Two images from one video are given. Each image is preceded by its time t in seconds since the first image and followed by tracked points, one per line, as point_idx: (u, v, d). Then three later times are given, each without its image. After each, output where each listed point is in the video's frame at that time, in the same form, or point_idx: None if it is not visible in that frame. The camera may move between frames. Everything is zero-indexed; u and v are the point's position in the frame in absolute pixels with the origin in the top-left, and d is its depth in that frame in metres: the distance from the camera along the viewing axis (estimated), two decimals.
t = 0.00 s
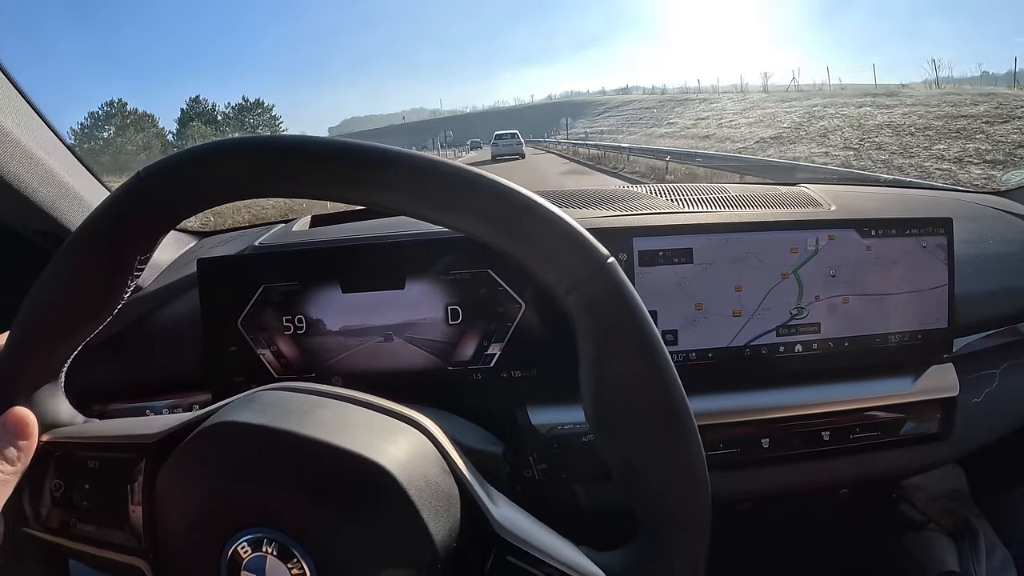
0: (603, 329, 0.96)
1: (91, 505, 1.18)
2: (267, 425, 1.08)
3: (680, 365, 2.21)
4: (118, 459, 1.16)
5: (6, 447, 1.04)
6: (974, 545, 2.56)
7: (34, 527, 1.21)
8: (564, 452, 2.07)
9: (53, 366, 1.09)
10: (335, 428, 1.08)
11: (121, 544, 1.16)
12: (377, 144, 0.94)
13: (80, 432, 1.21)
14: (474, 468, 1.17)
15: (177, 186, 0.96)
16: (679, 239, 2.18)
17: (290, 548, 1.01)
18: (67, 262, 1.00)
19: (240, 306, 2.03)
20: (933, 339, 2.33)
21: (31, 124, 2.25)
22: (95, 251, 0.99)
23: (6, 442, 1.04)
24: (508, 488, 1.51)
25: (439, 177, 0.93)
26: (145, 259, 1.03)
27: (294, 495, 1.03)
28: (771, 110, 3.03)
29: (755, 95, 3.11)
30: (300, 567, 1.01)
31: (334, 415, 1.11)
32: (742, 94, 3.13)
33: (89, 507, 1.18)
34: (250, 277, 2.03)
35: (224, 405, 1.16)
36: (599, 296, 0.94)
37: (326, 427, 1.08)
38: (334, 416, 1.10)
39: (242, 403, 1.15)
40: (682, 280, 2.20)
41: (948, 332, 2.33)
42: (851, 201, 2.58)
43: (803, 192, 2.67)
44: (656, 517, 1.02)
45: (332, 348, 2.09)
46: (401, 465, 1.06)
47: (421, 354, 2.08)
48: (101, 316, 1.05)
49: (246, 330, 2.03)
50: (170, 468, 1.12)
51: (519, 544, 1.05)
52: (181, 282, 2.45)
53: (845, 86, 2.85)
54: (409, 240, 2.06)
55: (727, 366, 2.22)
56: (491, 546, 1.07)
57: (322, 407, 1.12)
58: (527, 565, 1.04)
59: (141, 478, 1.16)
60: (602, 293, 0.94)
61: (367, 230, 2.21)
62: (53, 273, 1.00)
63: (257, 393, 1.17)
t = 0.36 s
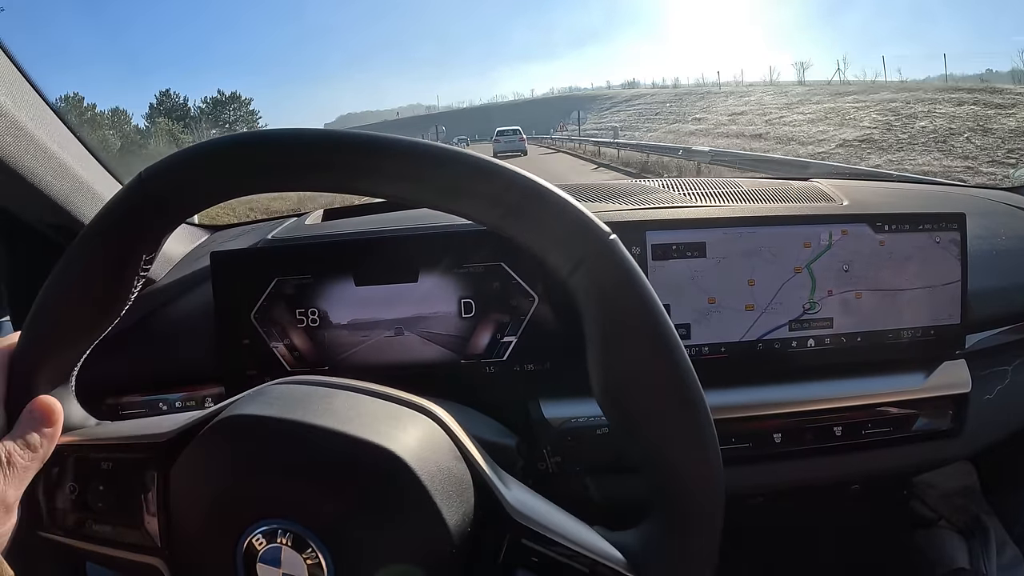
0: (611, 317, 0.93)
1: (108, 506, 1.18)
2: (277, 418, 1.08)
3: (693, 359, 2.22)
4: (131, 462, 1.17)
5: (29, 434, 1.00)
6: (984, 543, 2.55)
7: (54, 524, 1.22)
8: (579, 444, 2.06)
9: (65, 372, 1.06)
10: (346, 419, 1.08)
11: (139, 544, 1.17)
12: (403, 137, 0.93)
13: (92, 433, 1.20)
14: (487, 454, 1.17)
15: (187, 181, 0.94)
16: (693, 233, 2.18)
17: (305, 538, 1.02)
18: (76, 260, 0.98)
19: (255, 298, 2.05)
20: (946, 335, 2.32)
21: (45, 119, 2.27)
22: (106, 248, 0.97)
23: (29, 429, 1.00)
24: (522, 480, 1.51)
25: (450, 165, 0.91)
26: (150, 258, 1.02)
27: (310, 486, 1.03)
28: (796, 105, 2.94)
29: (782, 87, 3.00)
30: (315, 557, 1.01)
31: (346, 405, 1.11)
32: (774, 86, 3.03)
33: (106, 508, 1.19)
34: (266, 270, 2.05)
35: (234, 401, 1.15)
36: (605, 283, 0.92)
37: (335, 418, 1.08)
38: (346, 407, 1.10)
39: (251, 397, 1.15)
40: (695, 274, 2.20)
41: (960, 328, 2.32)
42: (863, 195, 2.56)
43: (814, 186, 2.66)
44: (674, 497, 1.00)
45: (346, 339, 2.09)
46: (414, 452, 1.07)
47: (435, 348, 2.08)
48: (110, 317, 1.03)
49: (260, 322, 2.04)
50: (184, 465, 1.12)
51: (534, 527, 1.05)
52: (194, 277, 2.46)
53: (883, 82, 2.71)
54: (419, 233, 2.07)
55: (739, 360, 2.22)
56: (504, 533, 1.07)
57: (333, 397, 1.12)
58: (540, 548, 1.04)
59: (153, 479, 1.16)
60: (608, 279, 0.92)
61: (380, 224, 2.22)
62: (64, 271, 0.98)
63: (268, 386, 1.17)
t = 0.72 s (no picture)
0: (608, 305, 0.90)
1: (119, 520, 1.19)
2: (279, 419, 1.07)
3: (707, 359, 2.21)
4: (139, 474, 1.16)
5: (41, 394, 0.94)
6: (998, 548, 2.51)
7: (62, 530, 1.21)
8: (589, 445, 2.05)
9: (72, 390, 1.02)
10: (348, 412, 1.07)
11: (149, 555, 1.17)
12: (411, 130, 0.91)
13: (98, 448, 1.18)
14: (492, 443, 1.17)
15: (198, 183, 0.90)
16: (708, 231, 2.16)
17: (312, 536, 1.00)
18: (76, 267, 0.94)
19: (267, 293, 2.06)
20: (962, 337, 2.29)
21: (58, 115, 2.26)
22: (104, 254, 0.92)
23: (42, 387, 0.94)
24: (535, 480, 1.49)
25: (449, 153, 0.89)
26: (146, 270, 0.97)
27: (321, 484, 1.02)
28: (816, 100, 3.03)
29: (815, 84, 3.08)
30: (323, 555, 1.00)
31: (347, 400, 1.11)
32: (817, 82, 3.08)
33: (116, 521, 1.19)
34: (278, 265, 2.05)
35: (238, 404, 1.14)
36: (600, 269, 0.89)
37: (336, 412, 1.07)
38: (348, 402, 1.10)
39: (252, 400, 1.14)
40: (709, 273, 2.18)
41: (977, 330, 2.29)
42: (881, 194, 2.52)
43: (831, 184, 2.63)
44: (686, 489, 0.96)
45: (356, 336, 2.09)
46: (417, 445, 1.06)
47: (447, 345, 2.07)
48: (104, 333, 0.97)
49: (272, 319, 2.06)
50: (189, 475, 1.10)
51: (543, 511, 1.04)
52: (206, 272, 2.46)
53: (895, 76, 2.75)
54: (428, 229, 2.05)
55: (754, 361, 2.20)
56: (513, 519, 1.06)
57: (335, 393, 1.12)
58: (550, 531, 1.03)
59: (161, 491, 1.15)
60: (603, 265, 0.89)
61: (393, 220, 2.20)
62: (65, 274, 0.94)
63: (269, 386, 1.17)
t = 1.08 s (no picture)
0: (580, 306, 0.83)
1: (97, 550, 1.07)
2: (242, 449, 0.98)
3: (716, 371, 2.10)
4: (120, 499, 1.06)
5: (12, 409, 0.92)
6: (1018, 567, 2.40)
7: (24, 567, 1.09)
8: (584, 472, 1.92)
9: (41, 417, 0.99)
10: (313, 437, 0.99)
11: None
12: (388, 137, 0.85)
13: (71, 475, 1.07)
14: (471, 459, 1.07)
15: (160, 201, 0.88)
16: (718, 235, 2.05)
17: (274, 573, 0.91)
18: (44, 280, 0.92)
19: (258, 300, 1.97)
20: (984, 347, 2.17)
21: (39, 122, 2.17)
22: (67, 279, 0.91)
23: (14, 402, 0.93)
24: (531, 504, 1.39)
25: (419, 156, 0.84)
26: (109, 294, 0.95)
27: (283, 514, 0.93)
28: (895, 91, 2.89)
29: (890, 70, 2.95)
30: None
31: (318, 423, 1.02)
32: (891, 72, 2.95)
33: (93, 553, 1.07)
34: (268, 270, 1.96)
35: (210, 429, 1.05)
36: (572, 269, 0.82)
37: (300, 439, 0.98)
38: (318, 425, 1.01)
39: (219, 426, 1.05)
40: (719, 280, 2.07)
41: (999, 340, 2.17)
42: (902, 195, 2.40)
43: (846, 181, 2.49)
44: (680, 507, 0.88)
45: (349, 345, 1.99)
46: (386, 474, 0.96)
47: (444, 353, 1.98)
48: (71, 360, 0.95)
49: (265, 328, 1.97)
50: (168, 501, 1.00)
51: (523, 538, 0.94)
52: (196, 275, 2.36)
53: (995, 66, 2.56)
54: (418, 232, 1.94)
55: (765, 371, 2.10)
56: (494, 545, 0.96)
57: (302, 416, 1.04)
58: (533, 560, 0.93)
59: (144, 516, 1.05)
60: (573, 264, 0.82)
61: (385, 222, 2.10)
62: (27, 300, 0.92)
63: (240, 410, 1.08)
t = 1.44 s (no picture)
0: (589, 299, 0.77)
1: (98, 555, 1.02)
2: (238, 453, 0.92)
3: (741, 373, 2.03)
4: (119, 503, 1.01)
5: (8, 409, 0.88)
6: None
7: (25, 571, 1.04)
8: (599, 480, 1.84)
9: (40, 418, 0.96)
10: (311, 444, 0.92)
11: None
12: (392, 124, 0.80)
13: (72, 477, 1.03)
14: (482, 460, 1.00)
15: (158, 194, 0.84)
16: (746, 233, 1.98)
17: None
18: (39, 275, 0.88)
19: (270, 292, 1.92)
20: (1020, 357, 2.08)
21: (50, 110, 2.12)
22: (62, 275, 0.87)
23: (10, 402, 0.89)
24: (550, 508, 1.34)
25: (421, 141, 0.79)
26: (105, 292, 0.91)
27: (280, 527, 0.87)
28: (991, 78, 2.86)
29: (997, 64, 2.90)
30: None
31: (318, 427, 0.96)
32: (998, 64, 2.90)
33: (94, 557, 1.02)
34: (282, 261, 1.90)
35: (209, 430, 0.99)
36: (582, 260, 0.76)
37: (298, 446, 0.92)
38: (319, 431, 0.95)
39: (218, 425, 1.00)
40: (747, 279, 2.01)
41: None
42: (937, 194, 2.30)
43: (877, 178, 2.40)
44: (704, 516, 0.81)
45: (364, 338, 1.94)
46: (388, 481, 0.90)
47: (460, 348, 1.92)
48: (66, 358, 0.91)
49: (278, 319, 1.92)
50: (162, 509, 0.95)
51: (536, 549, 0.88)
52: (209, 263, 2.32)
53: None
54: (434, 225, 1.87)
55: (792, 375, 2.03)
56: (505, 552, 0.90)
57: (301, 419, 0.97)
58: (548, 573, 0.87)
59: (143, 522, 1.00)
60: (583, 255, 0.76)
61: (402, 212, 2.03)
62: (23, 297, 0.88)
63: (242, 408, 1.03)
